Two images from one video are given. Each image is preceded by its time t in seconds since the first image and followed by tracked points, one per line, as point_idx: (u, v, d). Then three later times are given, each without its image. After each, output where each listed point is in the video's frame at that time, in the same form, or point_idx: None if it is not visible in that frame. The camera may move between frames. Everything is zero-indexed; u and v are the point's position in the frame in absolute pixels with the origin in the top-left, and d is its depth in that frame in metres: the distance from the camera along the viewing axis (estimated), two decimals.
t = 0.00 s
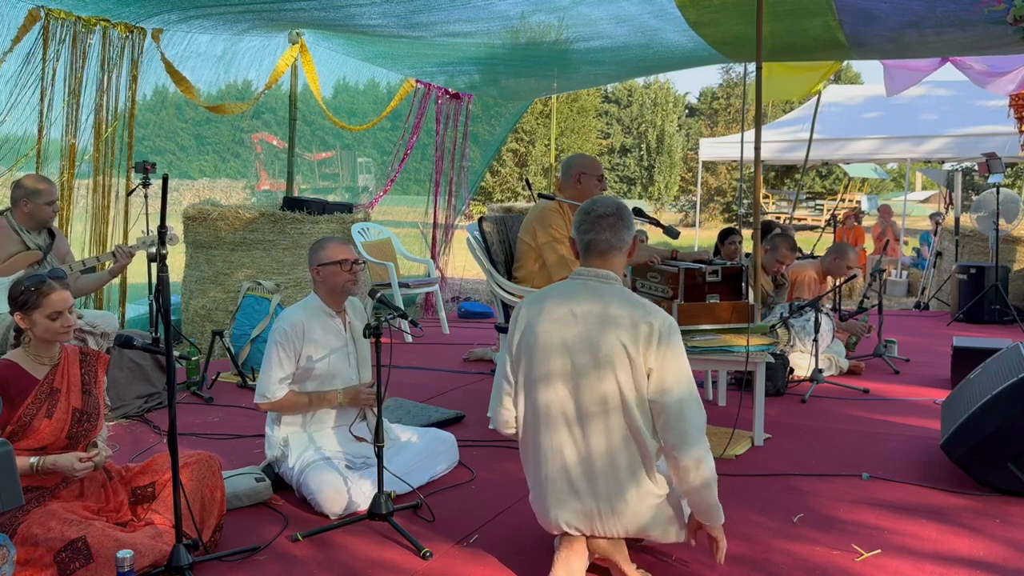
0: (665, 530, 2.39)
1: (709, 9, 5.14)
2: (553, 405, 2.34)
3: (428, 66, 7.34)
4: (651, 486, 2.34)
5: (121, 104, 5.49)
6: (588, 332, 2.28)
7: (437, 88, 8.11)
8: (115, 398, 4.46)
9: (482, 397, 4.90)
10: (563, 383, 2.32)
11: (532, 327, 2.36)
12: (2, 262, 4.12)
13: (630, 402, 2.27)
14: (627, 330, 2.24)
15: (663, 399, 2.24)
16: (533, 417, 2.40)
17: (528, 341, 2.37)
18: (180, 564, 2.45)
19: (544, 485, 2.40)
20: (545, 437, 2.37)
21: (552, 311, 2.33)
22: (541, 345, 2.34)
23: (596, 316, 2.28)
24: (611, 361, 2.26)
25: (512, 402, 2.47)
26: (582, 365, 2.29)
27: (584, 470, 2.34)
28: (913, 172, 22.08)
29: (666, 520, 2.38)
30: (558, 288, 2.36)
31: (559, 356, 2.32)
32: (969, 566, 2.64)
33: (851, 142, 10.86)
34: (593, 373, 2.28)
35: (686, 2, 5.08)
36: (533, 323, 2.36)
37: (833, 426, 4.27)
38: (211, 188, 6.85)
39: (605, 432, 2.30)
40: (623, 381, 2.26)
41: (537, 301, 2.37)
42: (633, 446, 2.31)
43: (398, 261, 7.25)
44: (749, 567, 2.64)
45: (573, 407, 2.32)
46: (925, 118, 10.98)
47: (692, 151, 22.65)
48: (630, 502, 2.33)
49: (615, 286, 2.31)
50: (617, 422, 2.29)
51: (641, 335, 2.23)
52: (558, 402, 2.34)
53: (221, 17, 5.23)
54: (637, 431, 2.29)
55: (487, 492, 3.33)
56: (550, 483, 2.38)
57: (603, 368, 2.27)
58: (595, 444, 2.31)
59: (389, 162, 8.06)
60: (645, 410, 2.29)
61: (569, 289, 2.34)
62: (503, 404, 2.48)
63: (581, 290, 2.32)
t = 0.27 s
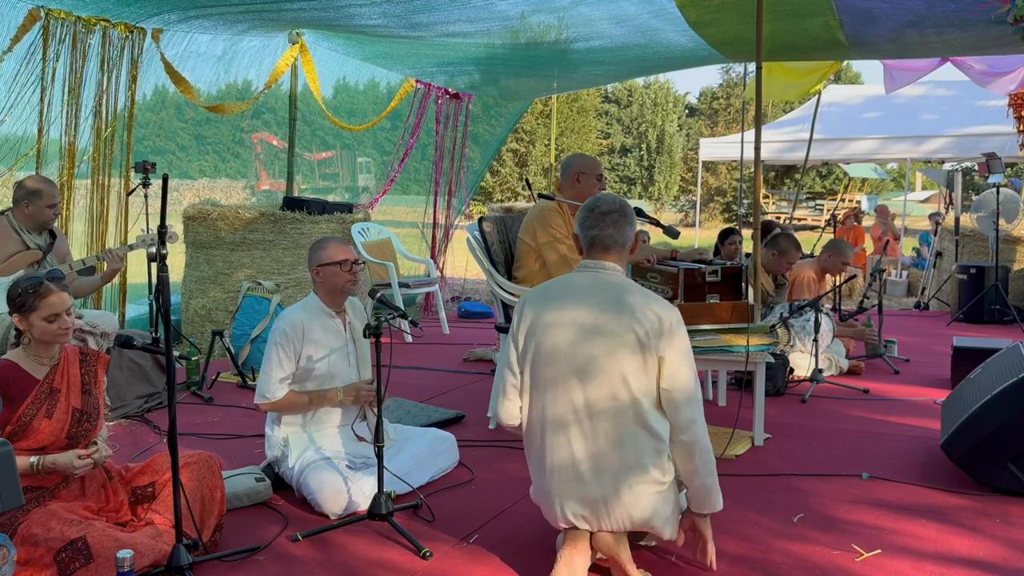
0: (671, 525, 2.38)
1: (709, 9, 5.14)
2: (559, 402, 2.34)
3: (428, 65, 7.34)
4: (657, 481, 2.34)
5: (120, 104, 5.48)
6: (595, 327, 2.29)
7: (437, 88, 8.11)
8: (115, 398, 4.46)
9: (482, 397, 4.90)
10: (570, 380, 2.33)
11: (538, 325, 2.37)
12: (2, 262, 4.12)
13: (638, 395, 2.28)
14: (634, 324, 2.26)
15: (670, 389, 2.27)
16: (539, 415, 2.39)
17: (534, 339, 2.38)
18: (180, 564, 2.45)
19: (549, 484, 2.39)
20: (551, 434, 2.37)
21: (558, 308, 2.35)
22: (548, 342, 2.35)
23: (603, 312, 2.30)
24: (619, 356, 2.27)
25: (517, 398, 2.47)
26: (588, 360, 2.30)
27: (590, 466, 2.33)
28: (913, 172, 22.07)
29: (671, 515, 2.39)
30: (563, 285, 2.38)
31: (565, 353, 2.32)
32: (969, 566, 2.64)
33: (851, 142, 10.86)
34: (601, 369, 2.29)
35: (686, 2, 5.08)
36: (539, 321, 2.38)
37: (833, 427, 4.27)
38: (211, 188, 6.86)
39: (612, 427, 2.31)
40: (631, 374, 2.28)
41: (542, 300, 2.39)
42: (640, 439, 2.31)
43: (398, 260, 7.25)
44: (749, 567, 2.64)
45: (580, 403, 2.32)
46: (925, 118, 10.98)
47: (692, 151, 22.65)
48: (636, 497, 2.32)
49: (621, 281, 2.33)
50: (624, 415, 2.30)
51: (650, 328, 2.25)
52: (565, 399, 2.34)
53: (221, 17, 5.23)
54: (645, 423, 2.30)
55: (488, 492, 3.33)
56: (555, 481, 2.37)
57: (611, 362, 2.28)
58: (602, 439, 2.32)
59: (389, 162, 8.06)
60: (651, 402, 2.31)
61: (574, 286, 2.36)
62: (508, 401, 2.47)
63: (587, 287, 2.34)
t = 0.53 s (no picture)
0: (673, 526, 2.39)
1: (709, 9, 5.14)
2: (565, 401, 2.34)
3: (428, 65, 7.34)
4: (660, 482, 2.34)
5: (119, 104, 5.48)
6: (603, 326, 2.28)
7: (437, 88, 8.12)
8: (115, 398, 4.46)
9: (482, 397, 4.90)
10: (576, 378, 2.32)
11: (544, 322, 2.36)
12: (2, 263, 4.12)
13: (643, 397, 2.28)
14: (644, 325, 2.26)
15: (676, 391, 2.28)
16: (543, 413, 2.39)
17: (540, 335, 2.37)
18: (180, 563, 2.45)
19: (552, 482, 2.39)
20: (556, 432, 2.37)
21: (565, 305, 2.33)
22: (555, 338, 2.34)
23: (611, 310, 2.29)
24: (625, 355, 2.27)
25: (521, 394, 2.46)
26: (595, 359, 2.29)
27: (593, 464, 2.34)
28: (913, 172, 22.07)
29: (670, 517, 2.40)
30: (570, 282, 2.37)
31: (572, 350, 2.31)
32: (969, 566, 2.64)
33: (851, 142, 10.86)
34: (608, 368, 2.28)
35: (686, 2, 5.08)
36: (545, 318, 2.36)
37: (834, 427, 4.27)
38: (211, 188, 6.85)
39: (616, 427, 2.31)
40: (638, 374, 2.28)
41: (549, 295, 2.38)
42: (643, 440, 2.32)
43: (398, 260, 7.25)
44: (749, 567, 2.64)
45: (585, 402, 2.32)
46: (925, 118, 10.98)
47: (692, 151, 22.64)
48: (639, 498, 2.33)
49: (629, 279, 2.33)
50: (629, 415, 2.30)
51: (659, 330, 2.25)
52: (570, 397, 2.33)
53: (221, 17, 5.23)
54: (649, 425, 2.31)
55: (487, 492, 3.33)
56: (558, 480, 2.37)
57: (618, 361, 2.28)
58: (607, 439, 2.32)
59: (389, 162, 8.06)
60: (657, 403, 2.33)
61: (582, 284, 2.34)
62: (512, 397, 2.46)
63: (595, 286, 2.33)
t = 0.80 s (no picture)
0: (676, 525, 2.38)
1: (709, 9, 5.14)
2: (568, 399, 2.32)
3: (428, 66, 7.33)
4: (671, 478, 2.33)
5: (118, 104, 5.47)
6: (609, 321, 2.29)
7: (437, 88, 8.12)
8: (115, 398, 4.46)
9: (482, 397, 4.90)
10: (580, 374, 2.31)
11: (549, 318, 2.35)
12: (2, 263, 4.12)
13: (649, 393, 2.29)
14: (650, 315, 2.27)
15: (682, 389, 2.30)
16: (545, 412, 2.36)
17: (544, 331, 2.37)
18: (180, 563, 2.45)
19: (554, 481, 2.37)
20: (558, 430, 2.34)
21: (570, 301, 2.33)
22: (559, 334, 2.33)
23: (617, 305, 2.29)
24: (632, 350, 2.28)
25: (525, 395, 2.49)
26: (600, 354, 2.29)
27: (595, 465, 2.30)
28: (913, 172, 22.07)
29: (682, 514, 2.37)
30: (574, 277, 2.37)
31: (577, 346, 2.31)
32: (969, 566, 2.64)
33: (851, 142, 10.85)
34: (613, 364, 2.28)
35: (686, 2, 5.08)
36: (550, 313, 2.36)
37: (834, 426, 4.27)
38: (211, 188, 6.85)
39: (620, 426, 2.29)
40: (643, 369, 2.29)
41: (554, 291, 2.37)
42: (649, 439, 2.30)
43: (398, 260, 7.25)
44: (749, 567, 2.64)
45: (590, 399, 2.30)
46: (925, 118, 10.97)
47: (692, 151, 22.64)
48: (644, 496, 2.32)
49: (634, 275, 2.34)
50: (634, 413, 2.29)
51: (666, 320, 2.27)
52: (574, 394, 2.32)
53: (221, 17, 5.23)
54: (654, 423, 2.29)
55: (487, 492, 3.33)
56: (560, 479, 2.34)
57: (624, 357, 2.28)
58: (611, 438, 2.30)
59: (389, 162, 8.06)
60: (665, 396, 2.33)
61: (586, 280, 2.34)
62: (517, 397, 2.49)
63: (598, 280, 2.33)
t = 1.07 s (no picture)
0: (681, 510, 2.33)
1: (709, 9, 5.14)
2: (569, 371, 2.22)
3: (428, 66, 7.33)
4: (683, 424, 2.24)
5: (118, 105, 5.47)
6: (608, 265, 2.21)
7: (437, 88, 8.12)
8: (115, 398, 4.46)
9: (482, 397, 4.90)
10: (579, 338, 2.21)
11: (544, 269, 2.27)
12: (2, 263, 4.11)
13: (657, 370, 2.20)
14: (646, 256, 2.21)
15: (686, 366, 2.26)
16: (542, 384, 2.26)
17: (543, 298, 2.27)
18: (180, 564, 2.45)
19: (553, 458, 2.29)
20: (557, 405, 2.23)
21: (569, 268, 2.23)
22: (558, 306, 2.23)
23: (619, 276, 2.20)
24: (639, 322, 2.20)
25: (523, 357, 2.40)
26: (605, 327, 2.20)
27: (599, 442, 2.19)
28: (913, 172, 22.06)
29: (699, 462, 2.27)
30: (573, 240, 2.27)
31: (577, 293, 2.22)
32: (969, 566, 2.64)
33: (851, 142, 10.84)
34: (619, 341, 2.19)
35: (686, 2, 5.08)
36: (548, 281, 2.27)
37: (834, 426, 4.27)
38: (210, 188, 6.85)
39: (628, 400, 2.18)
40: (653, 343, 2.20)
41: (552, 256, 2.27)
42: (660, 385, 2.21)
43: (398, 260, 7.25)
44: (749, 567, 2.64)
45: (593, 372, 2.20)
46: (925, 118, 10.97)
47: (692, 151, 22.63)
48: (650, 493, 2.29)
49: (631, 230, 2.24)
50: (641, 398, 2.19)
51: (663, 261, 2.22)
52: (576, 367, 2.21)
53: (221, 17, 5.23)
54: (663, 401, 2.22)
55: (487, 492, 3.33)
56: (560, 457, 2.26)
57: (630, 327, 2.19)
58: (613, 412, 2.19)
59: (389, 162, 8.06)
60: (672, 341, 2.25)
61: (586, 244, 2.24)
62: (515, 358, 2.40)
63: (593, 229, 2.27)
